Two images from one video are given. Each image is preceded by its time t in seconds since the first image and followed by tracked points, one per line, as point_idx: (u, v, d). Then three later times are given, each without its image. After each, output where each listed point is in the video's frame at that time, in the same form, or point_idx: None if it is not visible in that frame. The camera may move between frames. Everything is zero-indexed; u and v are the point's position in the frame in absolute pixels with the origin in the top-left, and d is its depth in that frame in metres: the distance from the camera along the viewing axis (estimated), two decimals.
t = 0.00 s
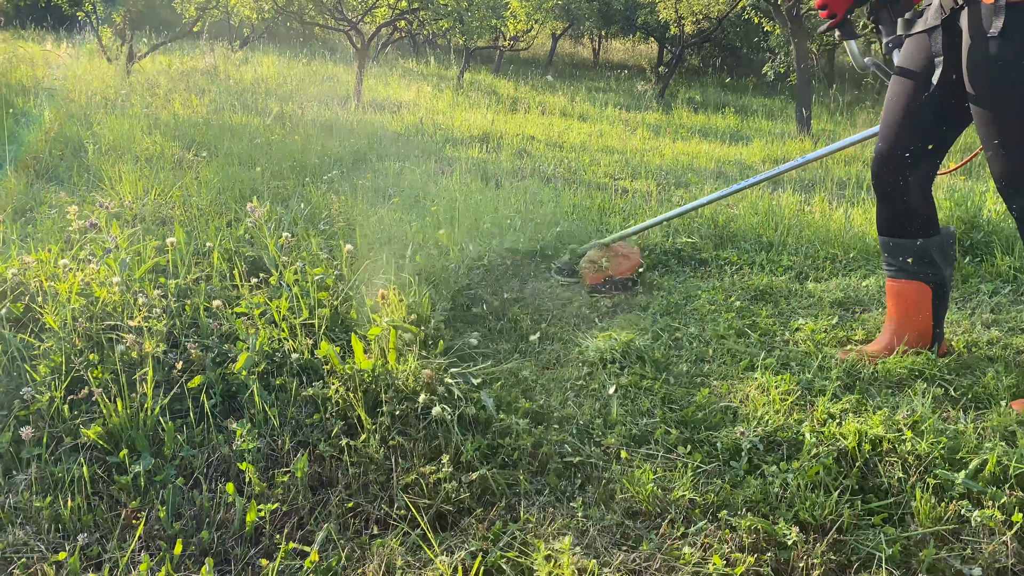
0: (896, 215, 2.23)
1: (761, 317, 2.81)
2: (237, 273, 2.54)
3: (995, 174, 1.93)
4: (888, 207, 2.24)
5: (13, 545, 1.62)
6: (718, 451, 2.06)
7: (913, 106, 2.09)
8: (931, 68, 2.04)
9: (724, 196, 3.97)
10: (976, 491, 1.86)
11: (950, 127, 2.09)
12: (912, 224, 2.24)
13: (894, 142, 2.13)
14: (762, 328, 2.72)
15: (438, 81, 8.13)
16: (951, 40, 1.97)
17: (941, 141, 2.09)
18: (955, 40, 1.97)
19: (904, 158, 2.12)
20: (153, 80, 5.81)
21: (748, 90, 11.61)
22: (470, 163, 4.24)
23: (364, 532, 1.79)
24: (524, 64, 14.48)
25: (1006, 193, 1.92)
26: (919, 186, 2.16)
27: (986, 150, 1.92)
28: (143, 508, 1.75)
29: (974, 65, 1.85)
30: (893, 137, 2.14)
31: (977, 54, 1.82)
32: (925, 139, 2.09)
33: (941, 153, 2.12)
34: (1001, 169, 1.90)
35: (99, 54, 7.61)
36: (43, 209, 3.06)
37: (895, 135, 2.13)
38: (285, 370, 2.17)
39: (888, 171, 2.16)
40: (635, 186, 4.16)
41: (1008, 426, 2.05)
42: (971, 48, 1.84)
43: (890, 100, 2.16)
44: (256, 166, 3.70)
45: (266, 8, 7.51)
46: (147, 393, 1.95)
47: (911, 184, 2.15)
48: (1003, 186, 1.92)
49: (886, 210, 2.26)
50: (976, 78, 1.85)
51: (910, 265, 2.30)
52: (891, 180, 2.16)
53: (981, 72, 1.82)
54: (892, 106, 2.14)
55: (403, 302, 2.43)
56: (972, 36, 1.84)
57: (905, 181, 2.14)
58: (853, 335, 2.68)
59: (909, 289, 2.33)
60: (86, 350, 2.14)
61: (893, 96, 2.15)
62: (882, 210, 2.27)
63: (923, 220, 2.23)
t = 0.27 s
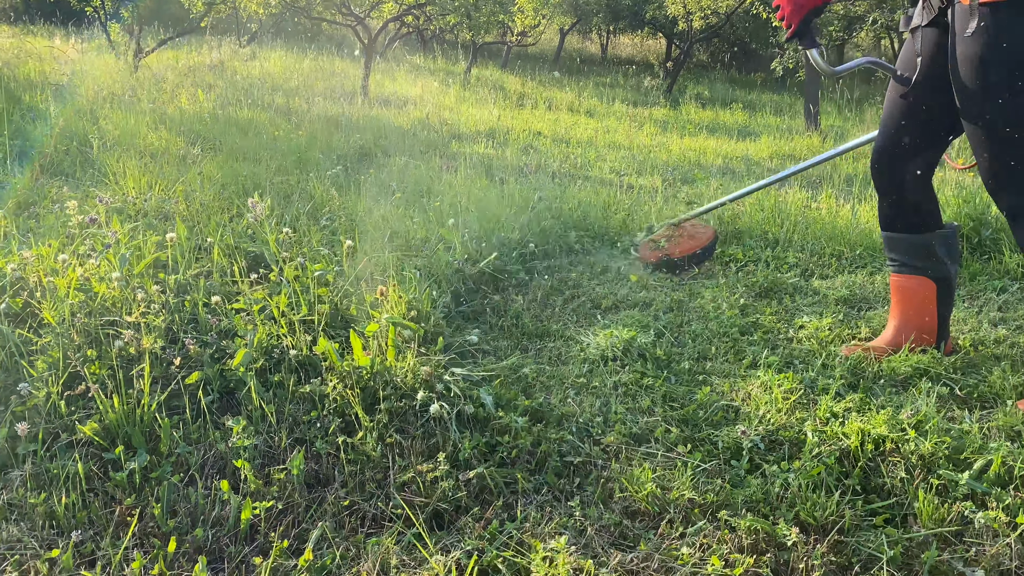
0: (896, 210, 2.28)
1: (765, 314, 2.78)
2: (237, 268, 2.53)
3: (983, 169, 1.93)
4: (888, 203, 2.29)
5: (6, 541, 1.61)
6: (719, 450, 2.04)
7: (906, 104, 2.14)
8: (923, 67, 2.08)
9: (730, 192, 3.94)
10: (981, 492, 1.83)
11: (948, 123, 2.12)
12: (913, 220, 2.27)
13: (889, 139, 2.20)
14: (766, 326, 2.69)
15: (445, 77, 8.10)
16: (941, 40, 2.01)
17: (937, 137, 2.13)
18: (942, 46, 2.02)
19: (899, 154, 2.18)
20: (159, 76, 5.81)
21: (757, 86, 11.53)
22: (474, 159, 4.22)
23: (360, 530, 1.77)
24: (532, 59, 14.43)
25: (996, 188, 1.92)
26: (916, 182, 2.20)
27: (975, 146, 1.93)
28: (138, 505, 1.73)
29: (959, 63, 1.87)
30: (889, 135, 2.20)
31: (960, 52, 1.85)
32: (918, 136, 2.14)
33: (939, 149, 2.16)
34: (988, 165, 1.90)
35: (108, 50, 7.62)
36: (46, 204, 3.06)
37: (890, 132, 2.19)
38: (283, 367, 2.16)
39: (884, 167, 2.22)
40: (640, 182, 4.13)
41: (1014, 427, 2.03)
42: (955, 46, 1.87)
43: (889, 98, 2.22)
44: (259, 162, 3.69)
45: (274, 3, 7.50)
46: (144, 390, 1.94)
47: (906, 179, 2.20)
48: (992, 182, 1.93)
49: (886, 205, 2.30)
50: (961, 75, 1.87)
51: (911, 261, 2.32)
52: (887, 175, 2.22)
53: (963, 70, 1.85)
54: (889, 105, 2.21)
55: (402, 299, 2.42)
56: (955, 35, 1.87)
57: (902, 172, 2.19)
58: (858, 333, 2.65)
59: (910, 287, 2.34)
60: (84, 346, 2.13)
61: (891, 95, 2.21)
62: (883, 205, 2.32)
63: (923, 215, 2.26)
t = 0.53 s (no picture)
0: (897, 202, 2.24)
1: (769, 306, 2.72)
2: (232, 258, 2.50)
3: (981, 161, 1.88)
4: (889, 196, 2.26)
5: None
6: (717, 446, 1.99)
7: (906, 96, 2.12)
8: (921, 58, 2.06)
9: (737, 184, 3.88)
10: (986, 491, 1.79)
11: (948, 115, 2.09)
12: (915, 212, 2.23)
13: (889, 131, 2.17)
14: (770, 318, 2.64)
15: (455, 67, 8.04)
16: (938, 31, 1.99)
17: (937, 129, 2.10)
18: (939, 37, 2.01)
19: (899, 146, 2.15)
20: (167, 66, 5.80)
21: (770, 77, 11.38)
22: (478, 149, 4.17)
23: (348, 525, 1.74)
24: (542, 49, 14.32)
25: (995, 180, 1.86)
26: (916, 174, 2.16)
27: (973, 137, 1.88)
28: (123, 498, 1.71)
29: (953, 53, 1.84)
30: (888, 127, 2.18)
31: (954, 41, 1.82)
32: (918, 127, 2.11)
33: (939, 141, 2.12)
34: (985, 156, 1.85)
35: (119, 39, 7.62)
36: (44, 193, 3.04)
37: (890, 124, 2.17)
38: (275, 359, 2.13)
39: (884, 159, 2.19)
40: (646, 173, 4.07)
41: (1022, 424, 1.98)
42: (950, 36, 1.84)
43: (890, 90, 2.19)
44: (259, 151, 3.66)
45: None
46: (132, 381, 1.91)
47: (906, 171, 2.16)
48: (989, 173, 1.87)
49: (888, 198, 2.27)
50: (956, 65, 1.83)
51: (915, 252, 2.27)
52: (887, 167, 2.19)
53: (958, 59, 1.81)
54: (889, 97, 2.18)
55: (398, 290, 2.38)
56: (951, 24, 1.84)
57: (904, 160, 2.14)
58: (864, 326, 2.59)
59: (915, 279, 2.29)
60: (74, 336, 2.11)
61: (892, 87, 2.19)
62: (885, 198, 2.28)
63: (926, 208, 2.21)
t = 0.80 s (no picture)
0: (903, 193, 2.18)
1: (773, 297, 2.67)
2: (227, 246, 2.48)
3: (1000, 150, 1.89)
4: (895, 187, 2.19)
5: None
6: (714, 440, 1.95)
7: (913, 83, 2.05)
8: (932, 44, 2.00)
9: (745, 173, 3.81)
10: (988, 488, 1.74)
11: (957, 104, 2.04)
12: (922, 204, 2.17)
13: (896, 119, 2.10)
14: (773, 310, 2.59)
15: (466, 55, 7.98)
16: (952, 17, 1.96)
17: (946, 118, 2.05)
18: (950, 23, 1.96)
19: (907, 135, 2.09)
20: (178, 52, 5.80)
21: (785, 66, 11.22)
22: (482, 137, 4.12)
23: (335, 517, 1.72)
24: (555, 37, 14.19)
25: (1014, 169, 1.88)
26: (923, 164, 2.10)
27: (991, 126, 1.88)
28: (107, 488, 1.69)
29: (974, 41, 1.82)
30: (895, 115, 2.11)
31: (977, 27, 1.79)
32: (926, 115, 2.05)
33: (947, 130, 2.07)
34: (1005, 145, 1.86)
35: (132, 26, 7.61)
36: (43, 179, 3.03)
37: (897, 112, 2.10)
38: (267, 348, 2.10)
39: (891, 148, 2.13)
40: (653, 162, 4.01)
41: None
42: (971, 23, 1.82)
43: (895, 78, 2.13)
44: (260, 137, 3.63)
45: None
46: (121, 369, 1.90)
47: (913, 161, 2.10)
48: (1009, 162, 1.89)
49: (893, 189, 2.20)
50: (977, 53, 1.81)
51: (924, 243, 2.21)
52: (894, 156, 2.13)
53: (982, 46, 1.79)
54: (895, 84, 2.12)
55: (393, 278, 2.34)
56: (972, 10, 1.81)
57: (912, 149, 2.09)
58: (869, 318, 2.54)
59: (923, 270, 2.23)
60: (65, 322, 2.09)
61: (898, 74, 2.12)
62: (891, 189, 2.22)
63: (933, 200, 2.15)
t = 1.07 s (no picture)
0: (916, 184, 2.09)
1: (782, 286, 2.60)
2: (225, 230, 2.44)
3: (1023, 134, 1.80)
4: (908, 178, 2.11)
5: None
6: (714, 435, 1.90)
7: (928, 68, 1.97)
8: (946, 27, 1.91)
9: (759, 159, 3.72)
10: (997, 488, 1.68)
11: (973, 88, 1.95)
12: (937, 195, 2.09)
13: (910, 106, 2.01)
14: (782, 300, 2.52)
15: (481, 36, 7.87)
16: None
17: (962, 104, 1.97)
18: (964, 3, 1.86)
19: (922, 123, 2.00)
20: (191, 32, 5.76)
21: (806, 49, 10.98)
22: (491, 120, 4.04)
23: (322, 510, 1.69)
24: (572, 18, 13.99)
25: None
26: (939, 152, 2.02)
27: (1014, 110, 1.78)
28: (93, 477, 1.67)
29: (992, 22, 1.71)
30: (909, 102, 2.02)
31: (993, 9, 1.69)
32: (942, 102, 1.97)
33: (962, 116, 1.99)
34: None
35: (149, 5, 7.59)
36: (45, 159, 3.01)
37: (912, 99, 2.01)
38: (261, 335, 2.07)
39: (905, 137, 2.04)
40: (665, 146, 3.92)
41: None
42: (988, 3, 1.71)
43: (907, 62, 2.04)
44: (264, 119, 3.58)
45: None
46: (110, 356, 1.87)
47: (929, 151, 2.02)
48: None
49: (906, 180, 2.12)
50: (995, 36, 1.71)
51: (939, 236, 2.13)
52: (909, 146, 2.04)
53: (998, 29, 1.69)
54: (908, 69, 2.03)
55: (391, 265, 2.30)
56: None
57: (927, 137, 2.00)
58: (881, 310, 2.46)
59: (937, 263, 2.15)
60: (58, 307, 2.07)
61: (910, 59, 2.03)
62: (903, 180, 2.13)
63: (948, 190, 2.07)
